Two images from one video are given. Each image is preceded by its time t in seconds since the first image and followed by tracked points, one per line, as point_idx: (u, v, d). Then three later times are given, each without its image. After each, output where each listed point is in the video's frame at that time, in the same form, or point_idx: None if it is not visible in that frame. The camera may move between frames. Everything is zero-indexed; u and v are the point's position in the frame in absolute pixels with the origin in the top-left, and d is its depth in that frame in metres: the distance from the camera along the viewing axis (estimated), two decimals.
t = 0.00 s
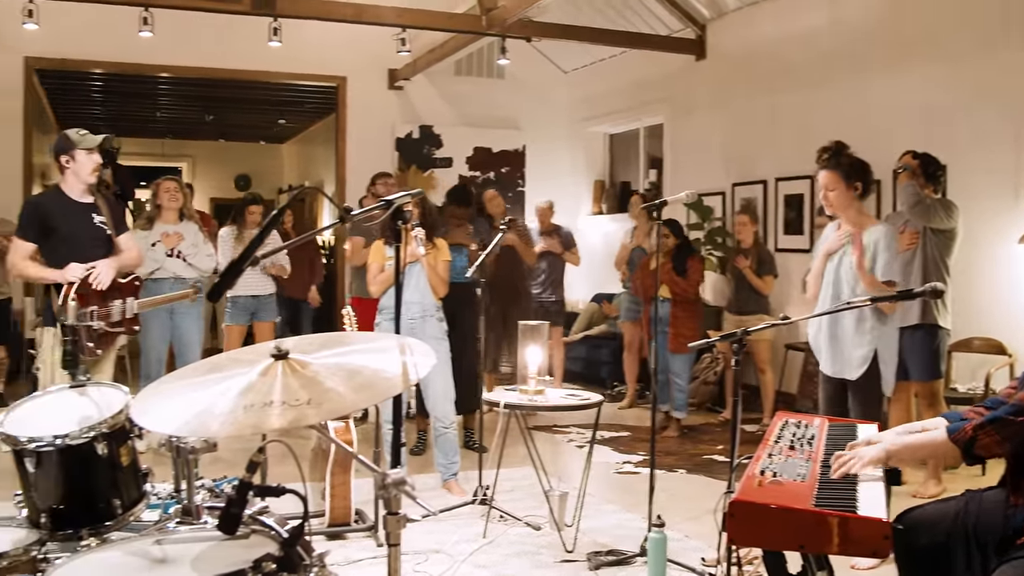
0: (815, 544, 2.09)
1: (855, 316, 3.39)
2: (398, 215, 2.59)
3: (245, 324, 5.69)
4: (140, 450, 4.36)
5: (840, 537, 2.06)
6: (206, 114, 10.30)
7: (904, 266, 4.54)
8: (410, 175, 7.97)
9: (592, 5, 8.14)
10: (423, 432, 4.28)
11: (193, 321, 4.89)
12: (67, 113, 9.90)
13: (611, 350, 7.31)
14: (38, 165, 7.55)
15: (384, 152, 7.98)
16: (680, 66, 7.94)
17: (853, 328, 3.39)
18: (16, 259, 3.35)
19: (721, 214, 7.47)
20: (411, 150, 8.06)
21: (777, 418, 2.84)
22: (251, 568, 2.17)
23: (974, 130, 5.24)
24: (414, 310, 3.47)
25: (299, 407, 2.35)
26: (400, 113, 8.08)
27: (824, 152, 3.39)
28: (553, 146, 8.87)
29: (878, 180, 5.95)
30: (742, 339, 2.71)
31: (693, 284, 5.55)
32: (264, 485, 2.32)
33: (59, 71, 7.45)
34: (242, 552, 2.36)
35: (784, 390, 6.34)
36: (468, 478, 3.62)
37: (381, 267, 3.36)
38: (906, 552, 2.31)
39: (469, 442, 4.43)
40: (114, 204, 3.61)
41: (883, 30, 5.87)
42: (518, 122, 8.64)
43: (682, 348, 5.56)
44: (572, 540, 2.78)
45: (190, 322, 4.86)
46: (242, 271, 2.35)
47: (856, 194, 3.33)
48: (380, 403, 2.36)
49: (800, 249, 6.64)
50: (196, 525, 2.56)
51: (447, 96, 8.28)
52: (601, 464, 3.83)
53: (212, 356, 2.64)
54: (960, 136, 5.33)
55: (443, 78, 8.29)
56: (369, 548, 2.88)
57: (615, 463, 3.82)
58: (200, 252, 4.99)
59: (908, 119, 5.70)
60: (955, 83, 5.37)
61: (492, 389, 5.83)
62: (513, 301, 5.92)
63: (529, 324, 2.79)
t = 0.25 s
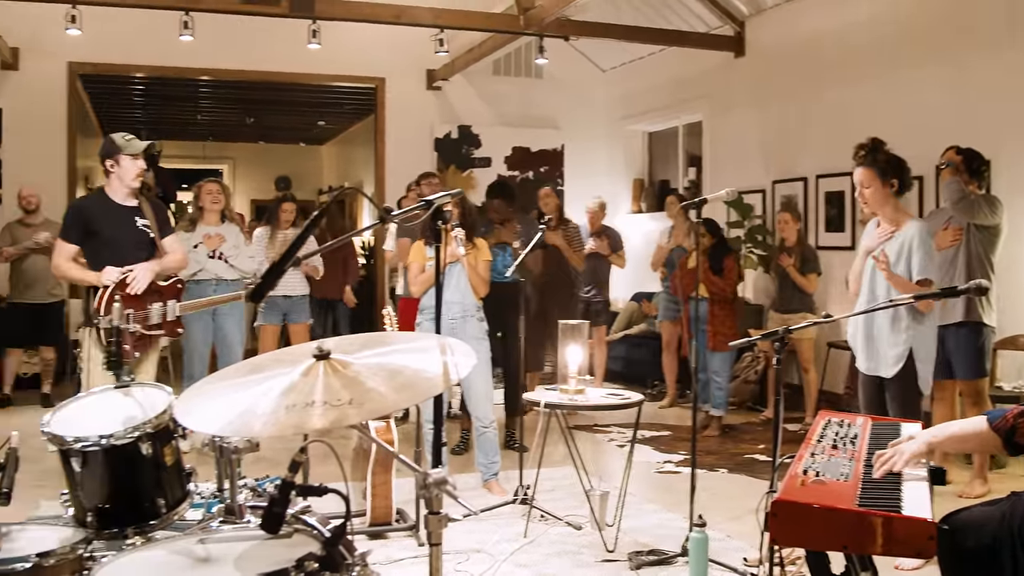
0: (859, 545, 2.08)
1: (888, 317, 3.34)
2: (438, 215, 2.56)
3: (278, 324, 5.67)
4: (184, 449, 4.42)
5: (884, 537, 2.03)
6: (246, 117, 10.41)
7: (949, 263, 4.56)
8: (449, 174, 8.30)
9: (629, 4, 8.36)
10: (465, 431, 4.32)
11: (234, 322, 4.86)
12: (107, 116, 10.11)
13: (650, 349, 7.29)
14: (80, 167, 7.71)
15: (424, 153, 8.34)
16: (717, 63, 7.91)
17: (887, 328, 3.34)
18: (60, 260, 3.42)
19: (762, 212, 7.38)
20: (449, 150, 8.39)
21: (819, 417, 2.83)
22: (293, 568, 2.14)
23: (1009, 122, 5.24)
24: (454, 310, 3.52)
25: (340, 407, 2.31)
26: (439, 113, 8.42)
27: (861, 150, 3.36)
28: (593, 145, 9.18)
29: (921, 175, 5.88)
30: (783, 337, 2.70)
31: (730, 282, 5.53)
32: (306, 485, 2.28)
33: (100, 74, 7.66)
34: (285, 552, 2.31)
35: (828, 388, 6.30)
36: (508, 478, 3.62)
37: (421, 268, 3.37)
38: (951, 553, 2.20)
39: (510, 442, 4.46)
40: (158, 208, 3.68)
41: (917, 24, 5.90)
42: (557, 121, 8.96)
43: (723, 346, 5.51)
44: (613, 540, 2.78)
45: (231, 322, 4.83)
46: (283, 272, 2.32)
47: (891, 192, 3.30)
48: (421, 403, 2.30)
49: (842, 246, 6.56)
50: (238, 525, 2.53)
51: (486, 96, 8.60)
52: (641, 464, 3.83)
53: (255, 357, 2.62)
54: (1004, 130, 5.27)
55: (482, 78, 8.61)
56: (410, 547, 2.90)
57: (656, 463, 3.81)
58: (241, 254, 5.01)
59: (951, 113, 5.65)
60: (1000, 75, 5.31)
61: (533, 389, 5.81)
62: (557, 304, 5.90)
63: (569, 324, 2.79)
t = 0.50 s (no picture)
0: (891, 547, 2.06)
1: (915, 316, 3.31)
2: (470, 216, 2.56)
3: (303, 324, 5.71)
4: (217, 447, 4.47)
5: (916, 540, 2.01)
6: (277, 118, 10.49)
7: (983, 262, 4.60)
8: (478, 175, 8.35)
9: (660, 3, 8.36)
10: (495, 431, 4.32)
11: (264, 323, 4.86)
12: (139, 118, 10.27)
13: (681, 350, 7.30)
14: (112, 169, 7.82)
15: (454, 153, 8.39)
16: (748, 62, 7.91)
17: (915, 326, 3.30)
18: (88, 261, 3.45)
19: (792, 211, 7.36)
20: (480, 151, 8.44)
21: (852, 418, 2.81)
22: (325, 567, 2.13)
23: None
24: (485, 310, 3.58)
25: (372, 407, 2.28)
26: (468, 114, 8.45)
27: (889, 149, 3.32)
28: (622, 144, 9.10)
29: (953, 175, 5.85)
30: (816, 337, 2.67)
31: (758, 283, 5.61)
32: (338, 484, 2.25)
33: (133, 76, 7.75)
34: (317, 551, 2.29)
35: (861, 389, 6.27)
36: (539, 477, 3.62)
37: (452, 268, 3.47)
38: (985, 554, 2.18)
39: (541, 442, 4.46)
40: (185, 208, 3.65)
41: (950, 21, 5.87)
42: (587, 121, 8.93)
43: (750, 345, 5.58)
44: (644, 541, 2.77)
45: (261, 323, 4.82)
46: (315, 273, 2.27)
47: (920, 191, 3.26)
48: (453, 403, 2.27)
49: (873, 246, 6.52)
50: (271, 524, 2.51)
51: (515, 96, 8.58)
52: (672, 464, 3.82)
53: (285, 358, 2.59)
54: None
55: (512, 78, 8.60)
56: (440, 548, 2.92)
57: (686, 464, 3.80)
58: (269, 254, 5.03)
59: (986, 111, 5.61)
60: None
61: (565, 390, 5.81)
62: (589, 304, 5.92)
63: (598, 323, 2.80)
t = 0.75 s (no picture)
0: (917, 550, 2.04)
1: (941, 317, 3.29)
2: (493, 217, 2.55)
3: (325, 327, 5.69)
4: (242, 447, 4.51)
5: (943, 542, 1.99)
6: (300, 120, 10.58)
7: (1008, 263, 4.59)
8: (500, 176, 8.34)
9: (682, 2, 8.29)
10: (515, 433, 4.32)
11: (285, 324, 4.89)
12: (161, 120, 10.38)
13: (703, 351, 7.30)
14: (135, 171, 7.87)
15: (476, 153, 8.38)
16: (770, 62, 7.90)
17: (940, 328, 3.28)
18: (103, 262, 3.38)
19: (815, 212, 7.35)
20: (500, 151, 8.42)
21: (876, 421, 2.80)
22: (349, 569, 2.10)
23: None
24: (507, 311, 3.58)
25: (396, 408, 2.25)
26: (490, 115, 8.46)
27: (912, 149, 3.30)
28: (644, 145, 9.13)
29: (978, 175, 5.81)
30: (840, 339, 2.65)
31: (781, 284, 5.65)
32: (363, 486, 2.24)
33: (156, 78, 7.80)
34: (341, 553, 2.27)
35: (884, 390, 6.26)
36: (561, 478, 3.62)
37: (475, 270, 3.54)
38: (1011, 557, 2.19)
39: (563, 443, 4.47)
40: (198, 209, 3.67)
41: (975, 21, 5.85)
42: (609, 122, 8.94)
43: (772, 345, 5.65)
44: (666, 543, 2.76)
45: (282, 324, 4.85)
46: (340, 274, 2.24)
47: (944, 191, 3.25)
48: (477, 405, 2.25)
49: (895, 246, 6.49)
50: (294, 525, 2.48)
51: (538, 97, 8.60)
52: (694, 466, 3.82)
53: (304, 360, 2.56)
54: None
55: (534, 79, 8.61)
56: (462, 549, 2.93)
57: (709, 466, 3.80)
58: (291, 256, 5.01)
59: (1010, 110, 5.58)
60: None
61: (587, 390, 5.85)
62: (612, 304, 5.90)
63: (621, 324, 2.79)
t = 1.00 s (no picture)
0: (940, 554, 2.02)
1: (973, 318, 3.26)
2: (515, 219, 2.53)
3: (350, 328, 5.75)
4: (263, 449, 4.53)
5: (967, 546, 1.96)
6: (320, 121, 10.66)
7: None
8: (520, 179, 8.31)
9: (703, 4, 8.23)
10: (535, 435, 4.33)
11: (303, 325, 4.92)
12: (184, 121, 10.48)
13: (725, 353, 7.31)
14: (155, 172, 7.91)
15: (496, 154, 8.36)
16: (790, 63, 7.91)
17: (971, 329, 3.26)
18: (122, 265, 3.34)
19: (836, 213, 7.37)
20: (521, 154, 8.42)
21: (898, 424, 2.81)
22: (372, 570, 2.08)
23: None
24: (528, 312, 3.61)
25: (417, 409, 2.23)
26: (511, 117, 8.45)
27: (938, 151, 3.30)
28: (665, 147, 9.00)
29: (1000, 175, 5.78)
30: (862, 341, 2.64)
31: (801, 284, 5.66)
32: (385, 488, 2.22)
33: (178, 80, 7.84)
34: (364, 554, 2.24)
35: (904, 392, 6.25)
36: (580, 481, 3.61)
37: (494, 272, 3.55)
38: None
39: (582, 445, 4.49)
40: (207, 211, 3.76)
41: (997, 20, 5.82)
42: (630, 123, 8.86)
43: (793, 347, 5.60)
44: (688, 545, 2.75)
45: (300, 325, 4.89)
46: (362, 275, 2.24)
47: (972, 191, 3.22)
48: (499, 407, 2.21)
49: (916, 247, 6.50)
50: (317, 526, 2.46)
51: (558, 99, 8.56)
52: (715, 468, 3.81)
53: (327, 362, 2.56)
54: None
55: (553, 81, 8.57)
56: (483, 551, 2.95)
57: (729, 468, 3.79)
58: (310, 257, 4.98)
59: None
60: None
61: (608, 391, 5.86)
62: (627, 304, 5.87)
63: (643, 325, 2.73)
